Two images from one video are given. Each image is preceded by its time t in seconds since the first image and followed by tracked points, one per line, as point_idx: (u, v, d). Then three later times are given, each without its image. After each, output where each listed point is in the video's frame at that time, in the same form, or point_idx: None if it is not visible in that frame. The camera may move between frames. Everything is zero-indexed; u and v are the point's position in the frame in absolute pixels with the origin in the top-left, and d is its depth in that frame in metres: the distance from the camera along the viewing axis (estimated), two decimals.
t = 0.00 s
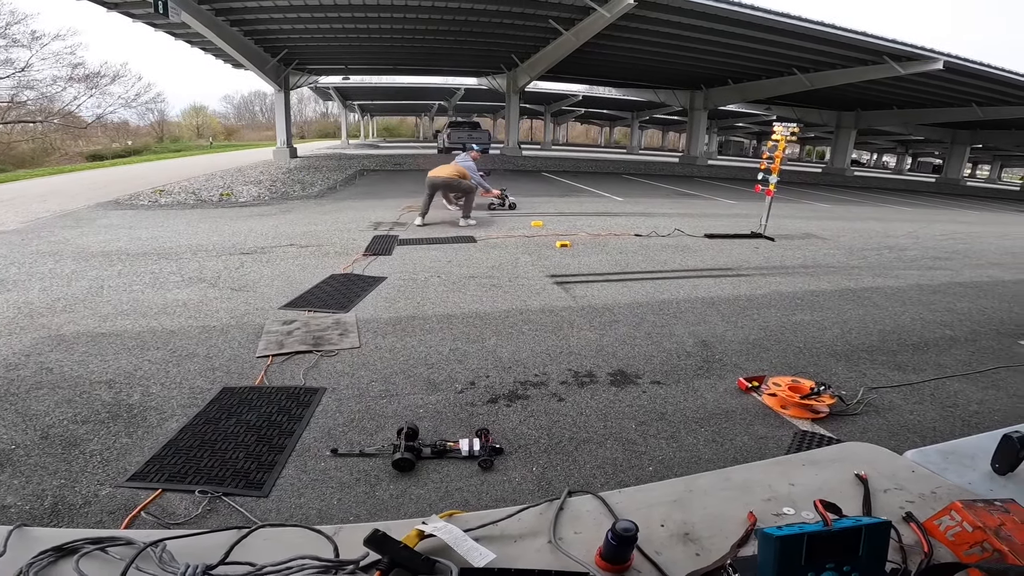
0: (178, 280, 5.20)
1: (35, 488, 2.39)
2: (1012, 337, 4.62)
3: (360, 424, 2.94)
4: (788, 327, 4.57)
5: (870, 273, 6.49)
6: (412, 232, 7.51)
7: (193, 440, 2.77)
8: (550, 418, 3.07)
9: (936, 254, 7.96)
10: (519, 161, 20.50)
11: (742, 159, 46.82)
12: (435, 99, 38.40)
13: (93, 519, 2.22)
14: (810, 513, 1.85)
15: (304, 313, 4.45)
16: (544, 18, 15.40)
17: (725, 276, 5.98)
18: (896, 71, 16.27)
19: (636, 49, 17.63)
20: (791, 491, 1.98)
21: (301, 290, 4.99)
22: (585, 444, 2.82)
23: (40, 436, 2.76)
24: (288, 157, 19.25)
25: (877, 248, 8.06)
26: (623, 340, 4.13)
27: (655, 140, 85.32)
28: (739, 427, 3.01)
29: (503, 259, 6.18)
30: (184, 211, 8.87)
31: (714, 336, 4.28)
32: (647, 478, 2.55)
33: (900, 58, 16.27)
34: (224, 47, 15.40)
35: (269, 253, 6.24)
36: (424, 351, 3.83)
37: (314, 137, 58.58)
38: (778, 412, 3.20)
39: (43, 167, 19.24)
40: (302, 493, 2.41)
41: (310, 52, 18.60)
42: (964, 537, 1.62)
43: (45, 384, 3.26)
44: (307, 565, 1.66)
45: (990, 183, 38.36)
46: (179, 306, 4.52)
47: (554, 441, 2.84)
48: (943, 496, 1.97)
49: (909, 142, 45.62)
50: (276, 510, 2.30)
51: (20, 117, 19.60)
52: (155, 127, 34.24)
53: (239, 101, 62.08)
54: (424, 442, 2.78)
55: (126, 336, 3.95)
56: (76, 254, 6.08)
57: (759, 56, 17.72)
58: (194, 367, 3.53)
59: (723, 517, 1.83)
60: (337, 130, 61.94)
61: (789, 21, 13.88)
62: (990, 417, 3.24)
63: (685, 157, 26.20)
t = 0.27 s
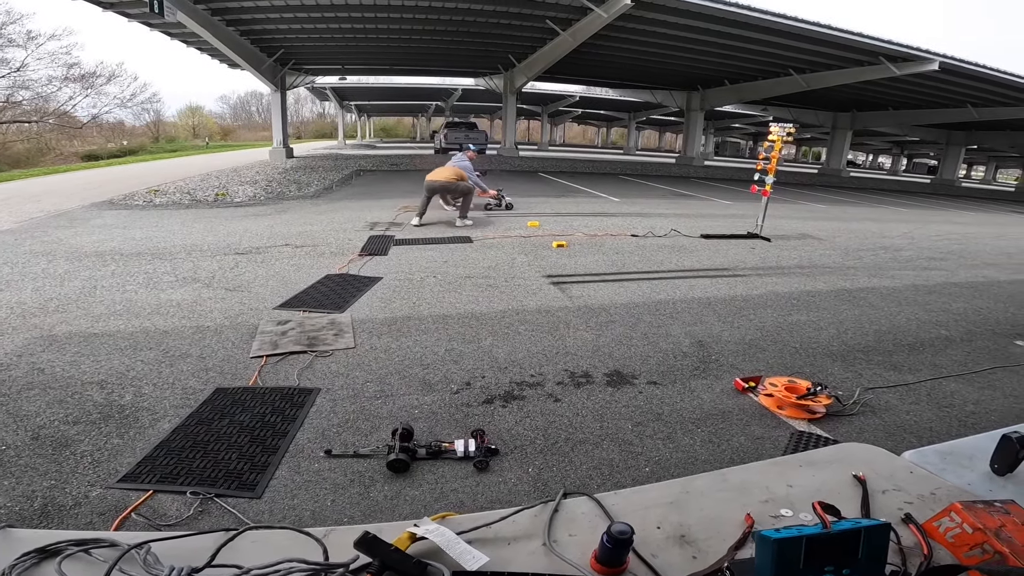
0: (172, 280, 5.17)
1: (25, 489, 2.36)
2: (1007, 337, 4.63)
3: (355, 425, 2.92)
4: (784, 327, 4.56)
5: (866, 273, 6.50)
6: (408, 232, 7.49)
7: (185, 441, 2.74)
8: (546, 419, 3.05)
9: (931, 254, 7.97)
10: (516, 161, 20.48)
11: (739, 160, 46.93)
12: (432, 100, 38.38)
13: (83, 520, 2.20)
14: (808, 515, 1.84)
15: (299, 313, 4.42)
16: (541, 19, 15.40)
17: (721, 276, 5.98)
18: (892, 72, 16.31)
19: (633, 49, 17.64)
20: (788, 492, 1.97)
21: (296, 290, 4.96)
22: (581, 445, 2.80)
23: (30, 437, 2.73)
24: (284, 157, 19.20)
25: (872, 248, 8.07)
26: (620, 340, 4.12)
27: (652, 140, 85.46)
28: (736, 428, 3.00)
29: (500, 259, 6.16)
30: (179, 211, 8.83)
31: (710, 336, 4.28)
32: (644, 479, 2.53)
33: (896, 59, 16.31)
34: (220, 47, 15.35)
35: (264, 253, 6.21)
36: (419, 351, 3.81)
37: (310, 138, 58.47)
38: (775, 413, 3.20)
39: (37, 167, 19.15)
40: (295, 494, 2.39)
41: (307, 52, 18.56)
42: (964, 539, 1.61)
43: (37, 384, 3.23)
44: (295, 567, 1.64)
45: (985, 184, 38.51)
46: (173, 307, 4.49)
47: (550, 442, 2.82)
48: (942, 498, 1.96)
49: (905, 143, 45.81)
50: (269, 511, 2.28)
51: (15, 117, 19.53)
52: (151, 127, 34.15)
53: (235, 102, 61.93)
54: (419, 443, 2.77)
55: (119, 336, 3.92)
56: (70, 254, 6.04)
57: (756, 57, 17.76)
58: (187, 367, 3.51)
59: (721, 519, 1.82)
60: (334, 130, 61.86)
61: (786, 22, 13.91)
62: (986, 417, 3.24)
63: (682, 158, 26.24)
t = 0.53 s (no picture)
0: (170, 282, 5.16)
1: (22, 491, 2.35)
2: (1005, 338, 4.64)
3: (353, 427, 2.92)
4: (782, 329, 4.57)
5: (864, 275, 6.51)
6: (406, 234, 7.48)
7: (183, 443, 2.73)
8: (545, 420, 3.05)
9: (929, 255, 7.99)
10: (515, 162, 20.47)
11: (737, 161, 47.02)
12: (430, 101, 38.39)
13: (81, 522, 2.19)
14: (807, 516, 1.84)
15: (297, 315, 4.41)
16: (540, 20, 15.41)
17: (719, 277, 5.98)
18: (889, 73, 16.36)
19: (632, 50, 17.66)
20: (787, 494, 1.97)
21: (294, 292, 4.95)
22: (580, 447, 2.80)
23: (28, 439, 2.73)
24: (282, 158, 19.19)
25: (870, 250, 8.08)
26: (619, 342, 4.12)
27: (650, 142, 85.60)
28: (734, 429, 3.00)
29: (498, 261, 6.16)
30: (177, 212, 8.81)
31: (708, 338, 4.28)
32: (642, 480, 2.53)
33: (894, 60, 16.36)
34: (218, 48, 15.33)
35: (262, 255, 6.19)
36: (418, 353, 3.81)
37: (308, 139, 58.42)
38: (773, 414, 3.20)
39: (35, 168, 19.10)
40: (294, 496, 2.39)
41: (305, 53, 18.54)
42: (962, 540, 1.61)
43: (34, 386, 3.22)
44: (294, 570, 1.63)
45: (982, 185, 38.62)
46: (170, 308, 4.48)
47: (549, 444, 2.82)
48: (940, 499, 1.96)
49: (902, 144, 45.97)
50: (268, 513, 2.28)
51: (13, 117, 19.47)
52: (149, 128, 34.11)
53: (234, 103, 61.88)
54: (418, 444, 2.76)
55: (116, 337, 3.91)
56: (67, 255, 6.02)
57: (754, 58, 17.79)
58: (185, 369, 3.50)
59: (719, 521, 1.82)
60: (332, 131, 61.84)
61: (783, 23, 13.94)
62: (984, 418, 3.25)
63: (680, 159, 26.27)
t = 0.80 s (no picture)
0: (165, 284, 5.15)
1: (14, 493, 2.35)
2: (1001, 340, 4.65)
3: (347, 429, 2.91)
4: (778, 331, 4.57)
5: (860, 276, 6.51)
6: (402, 235, 7.48)
7: (176, 445, 2.73)
8: (540, 423, 3.05)
9: (925, 257, 8.00)
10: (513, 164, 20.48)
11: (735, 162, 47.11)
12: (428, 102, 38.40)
13: (72, 524, 2.19)
14: (796, 521, 1.84)
15: (292, 317, 4.41)
16: (537, 21, 15.43)
17: (716, 279, 5.99)
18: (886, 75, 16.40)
19: (629, 52, 17.69)
20: (776, 498, 1.98)
21: (290, 294, 4.95)
22: (574, 449, 2.80)
23: (20, 441, 2.72)
24: (280, 159, 19.18)
25: (867, 251, 8.10)
26: (614, 344, 4.13)
27: (648, 143, 85.72)
28: (728, 431, 3.01)
29: (495, 263, 6.16)
30: (174, 214, 8.80)
31: (704, 340, 4.28)
32: (636, 483, 2.53)
33: (890, 62, 16.40)
34: (216, 49, 15.33)
35: (258, 257, 6.19)
36: (413, 355, 3.81)
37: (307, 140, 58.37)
38: (768, 416, 3.20)
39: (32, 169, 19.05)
40: (286, 499, 2.38)
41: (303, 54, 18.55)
42: (950, 545, 1.61)
43: (27, 389, 3.21)
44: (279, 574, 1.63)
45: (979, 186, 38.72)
46: (165, 311, 4.47)
47: (543, 446, 2.82)
48: (930, 503, 1.96)
49: (899, 145, 46.10)
50: (260, 515, 2.27)
51: (10, 119, 19.40)
52: (146, 129, 34.04)
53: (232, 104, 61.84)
54: (412, 447, 2.76)
55: (111, 340, 3.91)
56: (62, 257, 6.01)
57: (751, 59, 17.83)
58: (178, 372, 3.49)
59: (708, 526, 1.82)
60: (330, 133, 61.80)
61: (780, 24, 13.97)
62: (978, 420, 3.25)
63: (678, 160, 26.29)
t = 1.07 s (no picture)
0: (162, 286, 5.14)
1: (10, 497, 2.34)
2: (998, 341, 4.66)
3: (345, 432, 2.90)
4: (776, 332, 4.58)
5: (858, 277, 6.52)
6: (400, 237, 7.46)
7: (173, 449, 2.71)
8: (539, 426, 3.04)
9: (922, 258, 8.02)
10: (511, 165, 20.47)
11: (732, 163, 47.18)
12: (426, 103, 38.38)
13: (68, 528, 2.17)
14: (794, 526, 1.84)
15: (290, 319, 4.40)
16: (535, 23, 15.44)
17: (713, 281, 5.99)
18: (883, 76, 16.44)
19: (627, 53, 17.71)
20: (775, 503, 1.97)
21: (287, 297, 4.94)
22: (572, 452, 2.79)
23: (16, 445, 2.70)
24: (278, 160, 19.16)
25: (864, 252, 8.11)
26: (613, 346, 4.12)
27: (646, 144, 85.93)
28: (727, 434, 3.00)
29: (493, 265, 6.16)
30: (171, 216, 8.78)
31: (702, 342, 4.28)
32: (635, 486, 2.53)
33: (887, 62, 16.45)
34: (213, 51, 15.30)
35: (256, 259, 6.18)
36: (411, 358, 3.80)
37: (305, 141, 58.31)
38: (767, 418, 3.20)
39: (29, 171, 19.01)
40: (284, 502, 2.37)
41: (301, 56, 18.53)
42: (950, 550, 1.61)
43: (23, 392, 3.19)
44: None
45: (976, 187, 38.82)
46: (162, 313, 4.46)
47: (541, 449, 2.81)
48: (929, 508, 1.96)
49: (896, 146, 46.25)
50: (257, 519, 2.26)
51: (7, 120, 19.31)
52: (143, 131, 33.94)
53: (229, 105, 61.80)
54: (410, 451, 2.75)
55: (107, 343, 3.89)
56: (59, 259, 5.99)
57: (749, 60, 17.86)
58: (175, 375, 3.47)
59: (707, 531, 1.81)
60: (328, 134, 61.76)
61: (778, 26, 14.00)
62: (977, 421, 3.25)
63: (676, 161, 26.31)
